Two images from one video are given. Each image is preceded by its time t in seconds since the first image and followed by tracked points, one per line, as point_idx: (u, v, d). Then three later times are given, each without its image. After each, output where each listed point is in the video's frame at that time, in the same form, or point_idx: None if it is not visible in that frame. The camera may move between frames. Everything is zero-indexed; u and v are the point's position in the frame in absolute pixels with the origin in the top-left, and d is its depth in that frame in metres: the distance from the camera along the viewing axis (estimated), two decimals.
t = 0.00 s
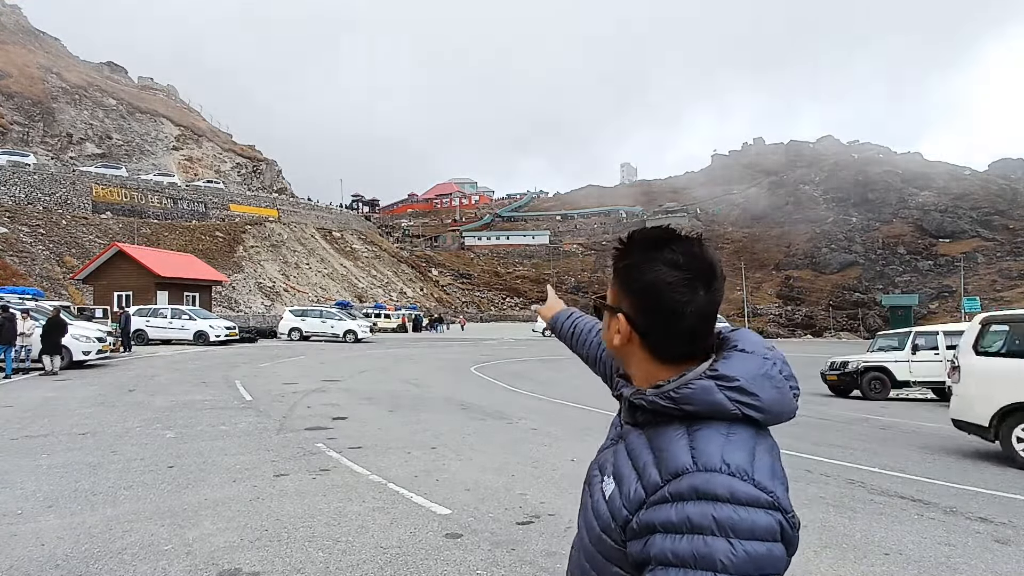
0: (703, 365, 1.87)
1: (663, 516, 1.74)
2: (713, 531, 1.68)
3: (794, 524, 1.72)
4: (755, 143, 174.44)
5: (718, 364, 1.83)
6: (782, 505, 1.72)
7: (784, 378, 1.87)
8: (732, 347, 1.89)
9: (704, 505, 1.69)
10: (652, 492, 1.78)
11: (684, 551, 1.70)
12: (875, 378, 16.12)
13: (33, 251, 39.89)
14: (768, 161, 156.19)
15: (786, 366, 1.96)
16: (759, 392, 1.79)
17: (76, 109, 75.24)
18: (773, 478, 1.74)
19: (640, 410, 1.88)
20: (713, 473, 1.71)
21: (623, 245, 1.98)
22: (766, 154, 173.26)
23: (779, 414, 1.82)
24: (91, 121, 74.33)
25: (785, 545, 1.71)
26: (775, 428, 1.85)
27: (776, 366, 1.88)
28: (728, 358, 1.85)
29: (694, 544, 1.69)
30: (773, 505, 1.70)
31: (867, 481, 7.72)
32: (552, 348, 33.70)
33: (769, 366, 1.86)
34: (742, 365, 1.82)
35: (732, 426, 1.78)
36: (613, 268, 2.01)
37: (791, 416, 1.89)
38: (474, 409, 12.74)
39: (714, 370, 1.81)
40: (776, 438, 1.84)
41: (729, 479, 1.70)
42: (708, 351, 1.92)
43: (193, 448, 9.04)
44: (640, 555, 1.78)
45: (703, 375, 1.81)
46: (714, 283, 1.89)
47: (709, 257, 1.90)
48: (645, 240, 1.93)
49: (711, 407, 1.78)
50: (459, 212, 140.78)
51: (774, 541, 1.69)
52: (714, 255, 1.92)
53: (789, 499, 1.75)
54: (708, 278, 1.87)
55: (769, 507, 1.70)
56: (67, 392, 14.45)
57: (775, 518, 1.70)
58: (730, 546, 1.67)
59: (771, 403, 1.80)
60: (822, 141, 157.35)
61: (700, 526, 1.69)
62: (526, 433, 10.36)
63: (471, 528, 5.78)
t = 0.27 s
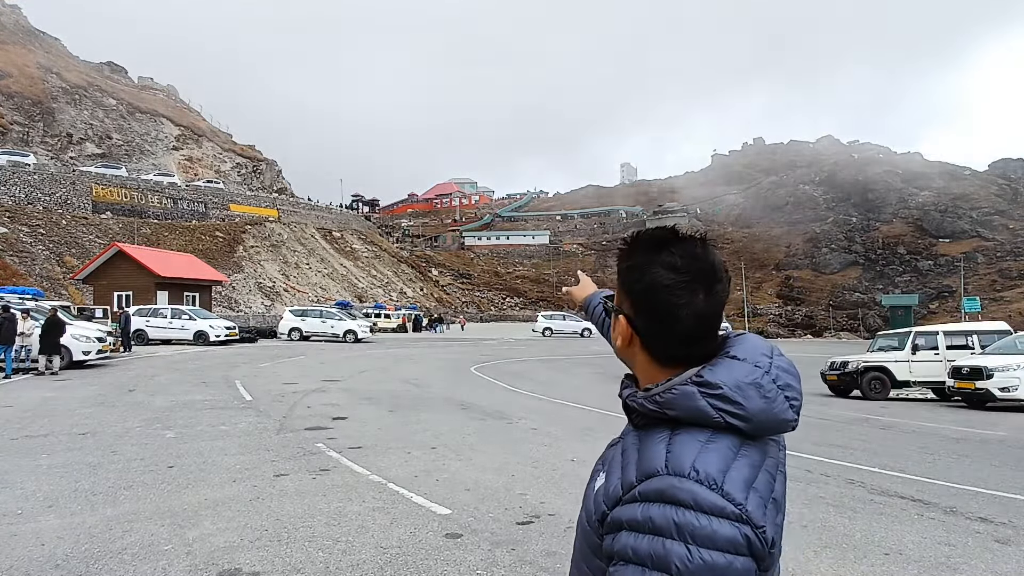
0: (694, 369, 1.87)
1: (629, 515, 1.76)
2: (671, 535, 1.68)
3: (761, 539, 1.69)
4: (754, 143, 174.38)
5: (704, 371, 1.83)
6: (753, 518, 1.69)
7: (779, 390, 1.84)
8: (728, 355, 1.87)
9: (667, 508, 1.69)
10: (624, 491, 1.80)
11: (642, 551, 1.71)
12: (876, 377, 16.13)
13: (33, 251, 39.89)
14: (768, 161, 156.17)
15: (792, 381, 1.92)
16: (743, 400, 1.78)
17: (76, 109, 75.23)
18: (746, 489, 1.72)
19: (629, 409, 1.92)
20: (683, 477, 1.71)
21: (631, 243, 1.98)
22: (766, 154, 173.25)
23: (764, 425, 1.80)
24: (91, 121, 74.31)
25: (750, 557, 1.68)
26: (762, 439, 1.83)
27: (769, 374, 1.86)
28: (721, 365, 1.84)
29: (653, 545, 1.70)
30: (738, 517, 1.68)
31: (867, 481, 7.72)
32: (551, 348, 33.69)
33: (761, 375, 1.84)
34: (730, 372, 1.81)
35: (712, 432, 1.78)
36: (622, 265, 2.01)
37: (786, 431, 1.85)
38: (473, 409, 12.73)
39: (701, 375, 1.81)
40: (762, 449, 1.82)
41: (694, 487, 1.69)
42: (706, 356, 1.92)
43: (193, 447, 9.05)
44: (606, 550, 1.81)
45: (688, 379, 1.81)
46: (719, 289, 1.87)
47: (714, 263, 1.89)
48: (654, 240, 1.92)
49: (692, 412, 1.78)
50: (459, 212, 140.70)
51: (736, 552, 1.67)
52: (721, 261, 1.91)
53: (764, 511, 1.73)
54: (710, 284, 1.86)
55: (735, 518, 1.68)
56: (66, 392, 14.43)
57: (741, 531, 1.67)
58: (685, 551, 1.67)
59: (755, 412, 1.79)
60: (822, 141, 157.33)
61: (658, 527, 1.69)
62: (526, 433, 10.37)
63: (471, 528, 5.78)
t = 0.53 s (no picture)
0: (701, 370, 1.87)
1: (634, 515, 1.75)
2: (670, 537, 1.68)
3: (765, 543, 1.68)
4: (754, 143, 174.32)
5: (711, 372, 1.82)
6: (756, 521, 1.69)
7: (787, 393, 1.84)
8: (736, 357, 1.87)
9: (669, 511, 1.69)
10: (627, 491, 1.81)
11: (643, 551, 1.71)
12: (876, 377, 16.11)
13: (33, 251, 39.89)
14: (768, 161, 156.22)
15: (802, 383, 1.92)
16: (749, 403, 1.78)
17: (76, 109, 75.21)
18: (749, 494, 1.72)
19: (635, 409, 1.92)
20: (687, 479, 1.71)
21: (640, 243, 1.98)
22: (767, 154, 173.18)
23: (768, 429, 1.80)
24: (91, 120, 74.31)
25: (750, 561, 1.68)
26: (769, 443, 1.83)
27: (777, 377, 1.85)
28: (727, 367, 1.84)
29: (655, 546, 1.70)
30: (740, 520, 1.68)
31: (867, 481, 7.72)
32: (551, 348, 33.66)
33: (768, 379, 1.83)
34: (734, 375, 1.81)
35: (718, 434, 1.77)
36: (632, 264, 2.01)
37: (793, 433, 1.85)
38: (474, 409, 12.72)
39: (707, 377, 1.80)
40: (767, 452, 1.82)
41: (696, 489, 1.69)
42: (715, 357, 1.92)
43: (193, 447, 9.04)
44: (608, 549, 1.81)
45: (694, 379, 1.81)
46: (727, 292, 1.87)
47: (721, 265, 1.88)
48: (663, 240, 1.92)
49: (697, 414, 1.78)
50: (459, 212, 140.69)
51: (738, 555, 1.66)
52: (730, 262, 1.91)
53: (767, 515, 1.73)
54: (719, 285, 1.86)
55: (737, 523, 1.67)
56: (66, 393, 14.44)
57: (744, 536, 1.67)
58: (686, 552, 1.66)
59: (760, 416, 1.78)
60: (822, 141, 157.32)
61: (659, 529, 1.70)
62: (526, 433, 10.36)
63: (472, 529, 5.78)
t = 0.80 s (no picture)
0: (694, 370, 1.86)
1: (627, 512, 1.76)
2: (661, 535, 1.69)
3: (758, 539, 1.68)
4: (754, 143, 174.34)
5: (702, 370, 1.82)
6: (750, 518, 1.69)
7: (778, 390, 1.83)
8: (727, 355, 1.86)
9: (662, 507, 1.70)
10: (623, 489, 1.81)
11: (638, 548, 1.72)
12: (876, 378, 16.10)
13: (33, 251, 39.89)
14: (768, 162, 156.27)
15: (798, 380, 1.91)
16: (740, 400, 1.77)
17: (76, 109, 75.26)
18: (742, 490, 1.72)
19: (631, 410, 1.91)
20: (678, 476, 1.72)
21: (635, 244, 1.97)
22: (767, 155, 173.19)
23: (763, 426, 1.78)
24: (91, 121, 74.29)
25: (745, 557, 1.67)
26: (764, 440, 1.82)
27: (769, 373, 1.84)
28: (717, 366, 1.83)
29: (648, 543, 1.71)
30: (734, 517, 1.67)
31: (866, 481, 7.72)
32: (551, 348, 33.65)
33: (760, 374, 1.82)
34: (726, 372, 1.80)
35: (710, 433, 1.77)
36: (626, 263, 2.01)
37: (787, 430, 1.84)
38: (474, 409, 12.71)
39: (697, 375, 1.80)
40: (762, 450, 1.81)
41: (687, 486, 1.69)
42: (709, 355, 1.91)
43: (193, 448, 9.04)
44: (605, 549, 1.82)
45: (686, 379, 1.81)
46: (716, 292, 1.88)
47: (711, 263, 1.88)
48: (653, 239, 1.93)
49: (690, 412, 1.78)
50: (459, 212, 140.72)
51: (733, 551, 1.66)
52: (721, 261, 1.91)
53: (763, 512, 1.72)
54: (707, 282, 1.86)
55: (729, 517, 1.67)
56: (67, 392, 14.43)
57: (736, 532, 1.67)
58: (678, 553, 1.67)
59: (751, 413, 1.77)
60: (822, 141, 157.38)
61: (653, 526, 1.70)
62: (526, 433, 10.36)
63: (471, 528, 5.78)
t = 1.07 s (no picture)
0: (684, 370, 1.86)
1: (615, 512, 1.77)
2: (646, 536, 1.70)
3: (743, 540, 1.68)
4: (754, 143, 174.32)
5: (690, 371, 1.81)
6: (734, 520, 1.69)
7: (765, 391, 1.82)
8: (717, 354, 1.86)
9: (648, 508, 1.71)
10: (612, 489, 1.82)
11: (625, 548, 1.73)
12: (876, 378, 16.10)
13: (33, 251, 39.89)
14: (768, 162, 156.27)
15: (789, 381, 1.89)
16: (727, 401, 1.76)
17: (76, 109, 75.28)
18: (729, 492, 1.71)
19: (621, 408, 1.92)
20: (663, 477, 1.72)
21: (628, 243, 1.97)
22: (767, 155, 173.20)
23: (749, 427, 1.78)
24: (91, 121, 74.30)
25: (730, 559, 1.67)
26: (753, 441, 1.81)
27: (758, 375, 1.82)
28: (705, 366, 1.82)
29: (634, 544, 1.72)
30: (717, 519, 1.67)
31: (866, 481, 7.72)
32: (552, 348, 33.64)
33: (749, 376, 1.81)
34: (714, 373, 1.80)
35: (696, 434, 1.77)
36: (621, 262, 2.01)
37: (776, 432, 1.84)
38: (474, 409, 12.71)
39: (685, 376, 1.80)
40: (752, 451, 1.80)
41: (673, 488, 1.69)
42: (700, 354, 1.91)
43: (193, 448, 9.04)
44: (595, 548, 1.83)
45: (673, 379, 1.81)
46: (707, 292, 1.88)
47: (703, 263, 1.88)
48: (646, 238, 1.93)
49: (678, 412, 1.78)
50: (460, 212, 140.74)
51: (716, 551, 1.67)
52: (712, 261, 1.91)
53: (748, 513, 1.72)
54: (698, 283, 1.86)
55: (711, 518, 1.67)
56: (67, 392, 14.43)
57: (720, 533, 1.67)
58: (661, 552, 1.68)
59: (738, 414, 1.77)
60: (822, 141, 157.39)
61: (638, 528, 1.71)
62: (525, 433, 10.36)
63: (471, 528, 5.78)
